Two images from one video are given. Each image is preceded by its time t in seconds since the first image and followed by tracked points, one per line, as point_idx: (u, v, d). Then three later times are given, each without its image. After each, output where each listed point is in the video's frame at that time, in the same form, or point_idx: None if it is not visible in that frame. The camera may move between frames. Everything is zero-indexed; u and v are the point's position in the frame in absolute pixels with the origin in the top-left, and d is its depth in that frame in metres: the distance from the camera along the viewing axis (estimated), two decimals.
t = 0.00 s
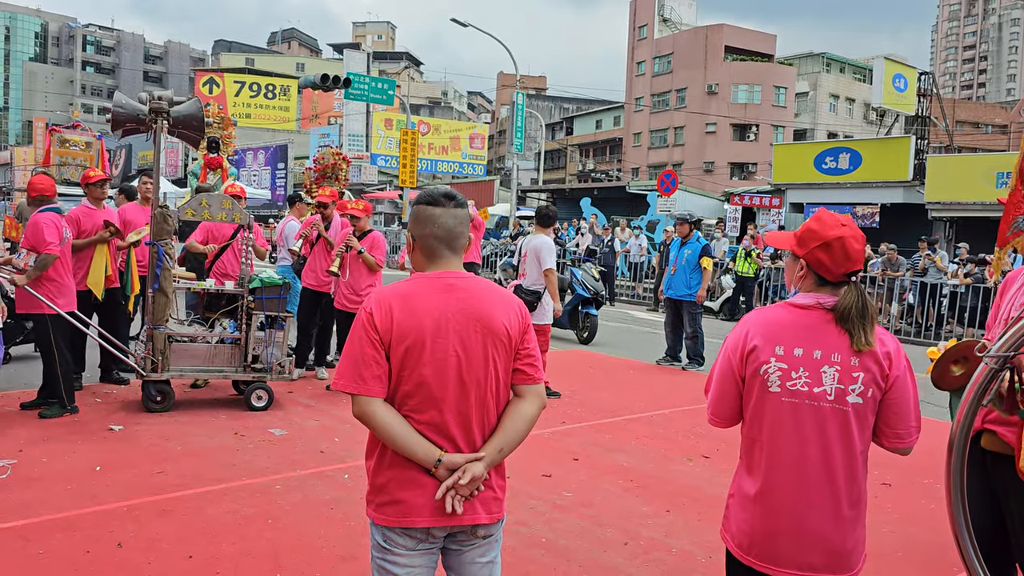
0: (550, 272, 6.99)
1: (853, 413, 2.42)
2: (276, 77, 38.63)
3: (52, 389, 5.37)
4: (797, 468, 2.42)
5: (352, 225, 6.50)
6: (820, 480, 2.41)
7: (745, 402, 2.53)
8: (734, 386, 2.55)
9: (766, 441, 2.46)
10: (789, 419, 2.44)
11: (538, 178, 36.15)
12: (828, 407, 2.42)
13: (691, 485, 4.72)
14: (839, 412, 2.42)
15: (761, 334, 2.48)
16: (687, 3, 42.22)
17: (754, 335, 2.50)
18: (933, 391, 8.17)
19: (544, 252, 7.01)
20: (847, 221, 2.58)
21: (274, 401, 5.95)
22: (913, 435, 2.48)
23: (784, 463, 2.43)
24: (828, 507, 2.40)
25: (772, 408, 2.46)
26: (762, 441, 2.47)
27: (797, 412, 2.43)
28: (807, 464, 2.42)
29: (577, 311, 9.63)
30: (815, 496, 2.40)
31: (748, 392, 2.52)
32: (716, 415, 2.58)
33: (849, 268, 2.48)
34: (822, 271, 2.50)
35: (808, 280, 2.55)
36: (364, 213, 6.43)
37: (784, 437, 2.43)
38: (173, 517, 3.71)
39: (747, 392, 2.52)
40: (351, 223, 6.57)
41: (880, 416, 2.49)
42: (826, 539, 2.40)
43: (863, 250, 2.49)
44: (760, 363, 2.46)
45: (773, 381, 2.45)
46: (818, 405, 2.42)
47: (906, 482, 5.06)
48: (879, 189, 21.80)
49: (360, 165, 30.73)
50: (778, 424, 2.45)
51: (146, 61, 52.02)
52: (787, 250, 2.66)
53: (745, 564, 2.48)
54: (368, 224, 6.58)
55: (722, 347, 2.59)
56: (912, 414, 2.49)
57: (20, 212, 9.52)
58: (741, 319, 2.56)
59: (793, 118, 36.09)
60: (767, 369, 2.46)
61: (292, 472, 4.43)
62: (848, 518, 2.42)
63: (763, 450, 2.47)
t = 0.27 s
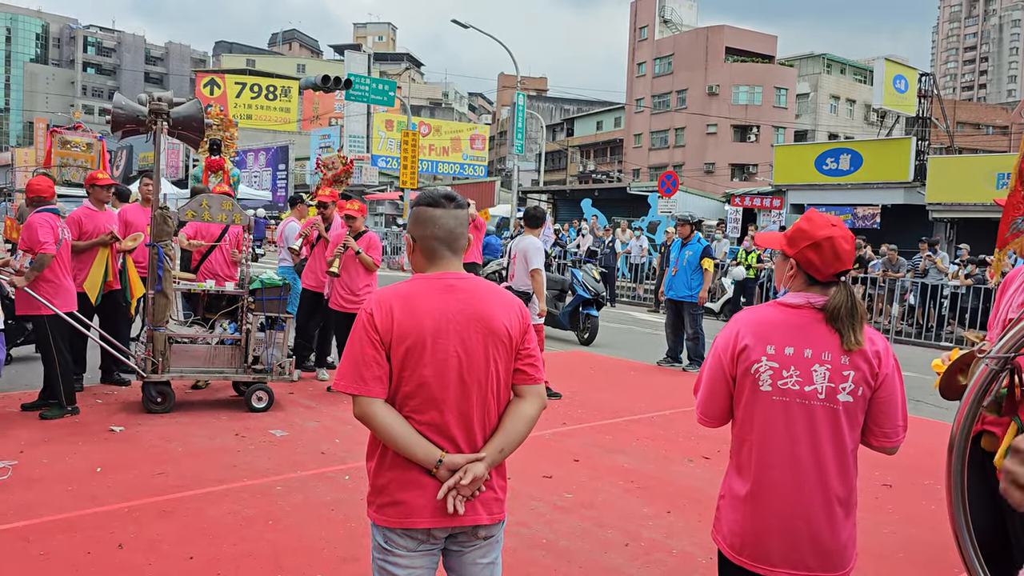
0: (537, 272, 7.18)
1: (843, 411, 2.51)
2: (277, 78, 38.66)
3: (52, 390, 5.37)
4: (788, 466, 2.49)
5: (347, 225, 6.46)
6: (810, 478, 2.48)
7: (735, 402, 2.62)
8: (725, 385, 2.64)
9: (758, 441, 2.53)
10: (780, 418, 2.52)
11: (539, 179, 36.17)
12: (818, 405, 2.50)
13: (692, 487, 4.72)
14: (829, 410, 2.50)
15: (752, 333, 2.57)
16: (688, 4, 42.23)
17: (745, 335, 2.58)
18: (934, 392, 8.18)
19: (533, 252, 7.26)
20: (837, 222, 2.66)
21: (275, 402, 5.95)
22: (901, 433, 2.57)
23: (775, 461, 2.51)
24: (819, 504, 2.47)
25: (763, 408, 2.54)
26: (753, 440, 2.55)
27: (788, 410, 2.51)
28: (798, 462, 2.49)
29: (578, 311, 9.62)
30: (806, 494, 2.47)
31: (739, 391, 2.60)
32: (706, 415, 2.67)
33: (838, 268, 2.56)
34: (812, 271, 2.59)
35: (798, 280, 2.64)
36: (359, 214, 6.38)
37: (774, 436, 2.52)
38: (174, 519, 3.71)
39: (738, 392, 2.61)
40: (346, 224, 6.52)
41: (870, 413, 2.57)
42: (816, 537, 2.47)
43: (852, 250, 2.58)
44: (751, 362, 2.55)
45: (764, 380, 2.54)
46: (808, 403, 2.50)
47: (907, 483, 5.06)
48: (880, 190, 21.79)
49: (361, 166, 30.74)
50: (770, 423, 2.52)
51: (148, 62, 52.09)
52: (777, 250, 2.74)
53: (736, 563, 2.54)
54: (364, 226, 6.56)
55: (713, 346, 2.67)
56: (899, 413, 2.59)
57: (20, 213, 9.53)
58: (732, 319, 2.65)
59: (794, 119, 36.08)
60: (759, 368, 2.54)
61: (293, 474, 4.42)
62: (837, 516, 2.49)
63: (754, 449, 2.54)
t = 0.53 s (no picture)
0: (531, 270, 7.21)
1: (841, 411, 2.52)
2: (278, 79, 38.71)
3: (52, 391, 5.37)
4: (786, 466, 2.49)
5: (347, 225, 6.40)
6: (810, 479, 2.48)
7: (733, 403, 2.62)
8: (723, 386, 2.63)
9: (757, 442, 2.53)
10: (778, 418, 2.51)
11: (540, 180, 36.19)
12: (817, 405, 2.50)
13: (693, 488, 4.72)
14: (828, 410, 2.51)
15: (750, 334, 2.56)
16: (688, 5, 42.24)
17: (742, 336, 2.58)
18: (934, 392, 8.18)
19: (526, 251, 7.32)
20: (834, 222, 2.66)
21: (275, 403, 5.94)
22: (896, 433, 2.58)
23: (773, 461, 2.51)
24: (818, 503, 2.48)
25: (762, 408, 2.53)
26: (752, 441, 2.54)
27: (786, 411, 2.51)
28: (797, 463, 2.49)
29: (578, 313, 9.60)
30: (805, 494, 2.47)
31: (737, 392, 2.60)
32: (704, 416, 2.67)
33: (835, 268, 2.56)
34: (809, 272, 2.59)
35: (794, 281, 2.64)
36: (359, 214, 6.30)
37: (773, 436, 2.51)
38: (175, 520, 3.71)
39: (736, 393, 2.61)
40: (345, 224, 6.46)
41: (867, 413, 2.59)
42: (815, 537, 2.46)
43: (848, 250, 2.59)
44: (749, 363, 2.55)
45: (763, 382, 2.53)
46: (807, 404, 2.51)
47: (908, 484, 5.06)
48: (880, 191, 21.78)
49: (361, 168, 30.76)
50: (768, 424, 2.52)
51: (148, 64, 52.12)
52: (774, 250, 2.74)
53: (733, 563, 2.54)
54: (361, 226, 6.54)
55: (711, 348, 2.67)
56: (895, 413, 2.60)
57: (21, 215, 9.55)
58: (729, 320, 2.65)
59: (795, 120, 36.10)
60: (757, 369, 2.54)
61: (294, 475, 4.42)
62: (836, 516, 2.49)
63: (753, 450, 2.54)
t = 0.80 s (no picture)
0: (531, 271, 7.23)
1: (841, 411, 2.52)
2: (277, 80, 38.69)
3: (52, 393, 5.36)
4: (785, 466, 2.50)
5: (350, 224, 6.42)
6: (810, 479, 2.48)
7: (732, 405, 2.62)
8: (722, 387, 2.63)
9: (756, 442, 2.53)
10: (777, 418, 2.52)
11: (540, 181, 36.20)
12: (816, 406, 2.50)
13: (692, 488, 4.72)
14: (827, 410, 2.51)
15: (750, 334, 2.56)
16: (687, 5, 42.23)
17: (743, 337, 2.58)
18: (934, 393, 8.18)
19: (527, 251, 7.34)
20: (832, 222, 2.66)
21: (274, 404, 5.94)
22: (894, 433, 2.57)
23: (773, 462, 2.51)
24: (818, 503, 2.48)
25: (762, 409, 2.53)
26: (752, 442, 2.54)
27: (786, 411, 2.51)
28: (796, 462, 2.49)
29: (578, 313, 9.60)
30: (803, 495, 2.48)
31: (737, 393, 2.59)
32: (702, 416, 2.66)
33: (834, 268, 2.56)
34: (808, 272, 2.59)
35: (793, 281, 2.64)
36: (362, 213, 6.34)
37: (772, 437, 2.52)
38: (175, 521, 3.70)
39: (735, 393, 2.60)
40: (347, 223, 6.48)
41: (866, 413, 2.59)
42: (815, 536, 2.47)
43: (846, 250, 2.59)
44: (749, 364, 2.54)
45: (762, 382, 2.53)
46: (806, 404, 2.51)
47: (909, 484, 5.06)
48: (880, 192, 21.78)
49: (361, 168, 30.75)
50: (767, 425, 2.52)
51: (148, 64, 52.09)
52: (772, 251, 2.75)
53: (732, 563, 2.54)
54: (364, 225, 6.56)
55: (711, 348, 2.66)
56: (893, 413, 2.60)
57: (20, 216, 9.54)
58: (729, 320, 2.64)
59: (794, 121, 36.10)
60: (757, 369, 2.54)
61: (294, 476, 4.42)
62: (836, 516, 2.49)
63: (752, 451, 2.54)
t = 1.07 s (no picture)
0: (534, 274, 7.22)
1: (844, 413, 2.51)
2: (277, 84, 38.76)
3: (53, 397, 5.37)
4: (788, 468, 2.49)
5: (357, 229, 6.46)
6: (813, 482, 2.48)
7: (735, 407, 2.61)
8: (725, 390, 2.62)
9: (759, 444, 2.53)
10: (781, 421, 2.51)
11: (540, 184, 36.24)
12: (819, 408, 2.50)
13: (695, 490, 4.72)
14: (829, 412, 2.50)
15: (752, 338, 2.56)
16: (687, 8, 42.29)
17: (745, 339, 2.57)
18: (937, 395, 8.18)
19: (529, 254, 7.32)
20: (834, 223, 2.65)
21: (275, 409, 5.93)
22: (897, 435, 2.57)
23: (775, 464, 2.50)
24: (822, 505, 2.47)
25: (764, 412, 2.53)
26: (755, 444, 2.54)
27: (789, 413, 2.51)
28: (800, 465, 2.49)
29: (580, 316, 9.59)
30: (807, 497, 2.47)
31: (740, 397, 2.59)
32: (706, 419, 2.66)
33: (835, 270, 2.56)
34: (809, 273, 2.58)
35: (795, 282, 2.63)
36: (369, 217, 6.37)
37: (776, 439, 2.51)
38: (177, 525, 3.70)
39: (738, 397, 2.60)
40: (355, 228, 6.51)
41: (869, 414, 2.58)
42: (819, 539, 2.46)
43: (848, 251, 2.59)
44: (752, 366, 2.54)
45: (765, 384, 2.53)
46: (809, 406, 2.50)
47: (912, 486, 5.05)
48: (881, 194, 21.78)
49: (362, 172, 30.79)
50: (770, 427, 2.52)
51: (148, 69, 52.14)
52: (774, 253, 2.74)
53: (736, 566, 2.53)
54: (369, 230, 6.57)
55: (713, 351, 2.66)
56: (897, 414, 2.60)
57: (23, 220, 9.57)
58: (731, 323, 2.64)
59: (795, 123, 36.10)
60: (759, 372, 2.54)
61: (296, 479, 4.42)
62: (839, 519, 2.48)
63: (756, 454, 2.53)
